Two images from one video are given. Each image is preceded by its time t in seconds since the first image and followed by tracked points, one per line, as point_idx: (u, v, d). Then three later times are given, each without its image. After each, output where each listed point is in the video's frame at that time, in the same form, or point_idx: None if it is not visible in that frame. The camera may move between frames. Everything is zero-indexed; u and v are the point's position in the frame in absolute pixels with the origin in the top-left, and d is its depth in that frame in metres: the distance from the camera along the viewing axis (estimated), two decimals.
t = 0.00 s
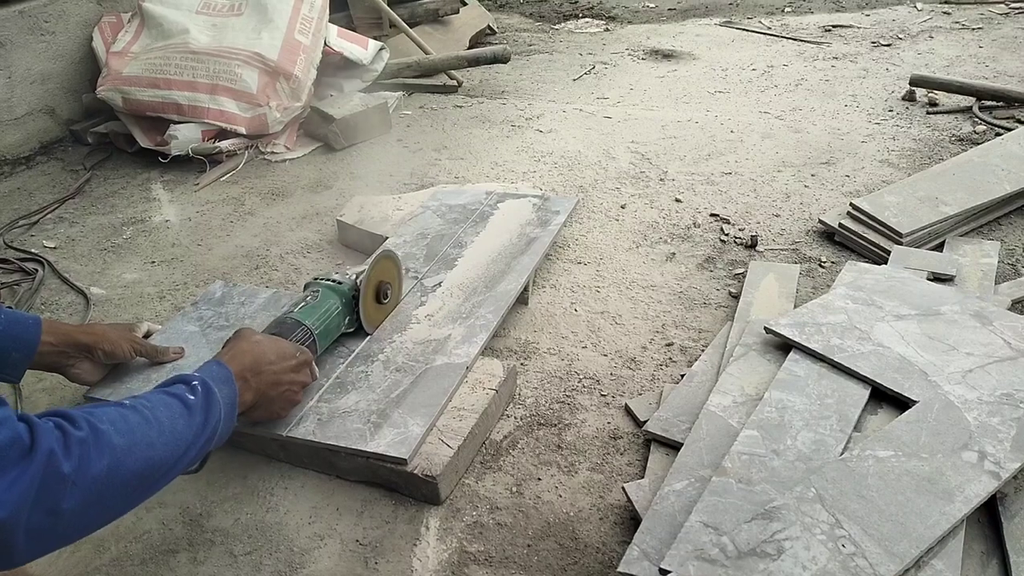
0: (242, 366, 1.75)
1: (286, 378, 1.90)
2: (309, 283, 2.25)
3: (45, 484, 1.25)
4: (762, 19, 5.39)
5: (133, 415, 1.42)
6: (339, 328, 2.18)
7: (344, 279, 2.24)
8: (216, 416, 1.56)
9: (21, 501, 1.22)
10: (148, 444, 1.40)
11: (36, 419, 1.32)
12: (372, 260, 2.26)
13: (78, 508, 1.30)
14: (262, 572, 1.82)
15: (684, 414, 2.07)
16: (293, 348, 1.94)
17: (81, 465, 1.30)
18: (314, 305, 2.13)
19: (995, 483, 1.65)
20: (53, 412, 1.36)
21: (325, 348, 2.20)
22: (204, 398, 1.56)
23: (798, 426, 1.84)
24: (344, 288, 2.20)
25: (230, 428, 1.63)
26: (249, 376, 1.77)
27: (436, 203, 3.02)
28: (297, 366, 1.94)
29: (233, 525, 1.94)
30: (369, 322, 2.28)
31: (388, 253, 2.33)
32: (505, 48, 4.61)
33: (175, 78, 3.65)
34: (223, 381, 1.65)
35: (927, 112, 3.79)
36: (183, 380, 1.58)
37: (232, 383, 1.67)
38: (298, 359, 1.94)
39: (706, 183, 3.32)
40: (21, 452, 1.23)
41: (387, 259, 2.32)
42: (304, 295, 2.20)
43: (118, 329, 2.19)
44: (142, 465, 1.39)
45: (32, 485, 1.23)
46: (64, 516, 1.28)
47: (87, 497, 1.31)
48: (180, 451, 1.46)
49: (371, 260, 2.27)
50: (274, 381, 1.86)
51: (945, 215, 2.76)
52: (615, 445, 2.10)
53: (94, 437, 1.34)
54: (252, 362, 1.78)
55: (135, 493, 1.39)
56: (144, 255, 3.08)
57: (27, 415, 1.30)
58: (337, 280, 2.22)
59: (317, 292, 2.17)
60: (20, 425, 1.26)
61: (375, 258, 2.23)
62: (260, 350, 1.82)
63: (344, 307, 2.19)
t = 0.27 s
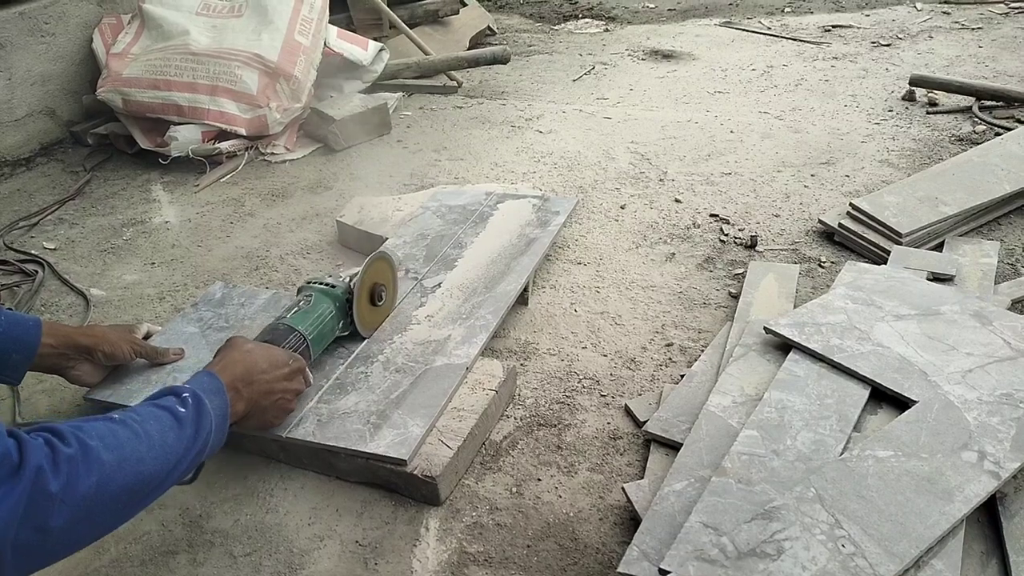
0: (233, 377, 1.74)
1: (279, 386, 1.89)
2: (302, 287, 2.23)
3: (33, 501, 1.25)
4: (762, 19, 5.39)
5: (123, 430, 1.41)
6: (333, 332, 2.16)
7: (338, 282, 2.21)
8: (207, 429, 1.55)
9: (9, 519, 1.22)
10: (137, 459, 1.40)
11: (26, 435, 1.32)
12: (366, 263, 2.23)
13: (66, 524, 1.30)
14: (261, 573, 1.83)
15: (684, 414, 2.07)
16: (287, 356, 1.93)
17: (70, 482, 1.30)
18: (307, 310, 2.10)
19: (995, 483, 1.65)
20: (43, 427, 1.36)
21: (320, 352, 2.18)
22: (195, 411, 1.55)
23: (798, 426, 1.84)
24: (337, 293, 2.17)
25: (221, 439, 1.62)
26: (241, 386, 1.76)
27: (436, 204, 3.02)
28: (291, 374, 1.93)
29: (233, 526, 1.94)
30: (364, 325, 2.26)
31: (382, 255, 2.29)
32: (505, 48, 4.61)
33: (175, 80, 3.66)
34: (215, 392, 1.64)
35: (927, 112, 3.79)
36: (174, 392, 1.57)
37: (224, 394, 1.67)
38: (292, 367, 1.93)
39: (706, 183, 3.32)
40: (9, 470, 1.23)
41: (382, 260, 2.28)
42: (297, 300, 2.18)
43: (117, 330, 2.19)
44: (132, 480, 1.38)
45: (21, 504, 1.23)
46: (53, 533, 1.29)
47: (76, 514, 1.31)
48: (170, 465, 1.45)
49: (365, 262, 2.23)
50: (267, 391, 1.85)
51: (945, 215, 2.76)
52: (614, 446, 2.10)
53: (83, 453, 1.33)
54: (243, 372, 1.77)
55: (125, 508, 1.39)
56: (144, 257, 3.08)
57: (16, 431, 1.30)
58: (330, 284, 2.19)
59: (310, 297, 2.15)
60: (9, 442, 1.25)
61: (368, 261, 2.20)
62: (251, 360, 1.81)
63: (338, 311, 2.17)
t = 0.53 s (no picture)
0: (236, 371, 1.74)
1: (283, 383, 1.89)
2: (305, 286, 2.23)
3: (36, 493, 1.25)
4: (762, 18, 5.38)
5: (127, 422, 1.41)
6: (336, 332, 2.16)
7: (341, 282, 2.21)
8: (211, 422, 1.55)
9: (12, 511, 1.22)
10: (141, 451, 1.39)
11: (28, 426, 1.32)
12: (368, 263, 2.23)
13: (70, 516, 1.30)
14: (261, 573, 1.83)
15: (684, 414, 2.07)
16: (289, 352, 1.93)
17: (73, 473, 1.30)
18: (310, 309, 2.10)
19: (995, 483, 1.65)
20: (46, 419, 1.36)
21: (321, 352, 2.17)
22: (198, 403, 1.55)
23: (798, 426, 1.84)
24: (340, 292, 2.17)
25: (225, 433, 1.62)
26: (244, 381, 1.76)
27: (436, 203, 3.02)
28: (294, 370, 1.93)
29: (233, 525, 1.94)
30: (365, 326, 2.26)
31: (386, 256, 2.29)
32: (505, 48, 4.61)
33: (175, 79, 3.65)
34: (218, 386, 1.64)
35: (927, 111, 3.79)
36: (178, 385, 1.57)
37: (227, 388, 1.66)
38: (295, 363, 1.93)
39: (706, 183, 3.32)
40: (11, 461, 1.23)
41: (384, 261, 2.28)
42: (300, 299, 2.18)
43: (117, 329, 2.19)
44: (136, 472, 1.38)
45: (23, 496, 1.23)
46: (57, 524, 1.29)
47: (79, 505, 1.31)
48: (174, 458, 1.45)
49: (367, 263, 2.23)
50: (270, 386, 1.85)
51: (945, 214, 2.76)
52: (615, 445, 2.10)
53: (87, 445, 1.33)
54: (247, 367, 1.77)
55: (129, 500, 1.39)
56: (144, 256, 3.08)
57: (18, 422, 1.29)
58: (333, 284, 2.19)
59: (313, 296, 2.15)
60: (12, 434, 1.25)
61: (371, 261, 2.20)
62: (255, 355, 1.81)
63: (340, 311, 2.17)
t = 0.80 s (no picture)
0: (232, 374, 1.74)
1: (279, 387, 1.89)
2: (302, 288, 2.23)
3: (27, 497, 1.25)
4: (761, 18, 5.38)
5: (120, 425, 1.41)
6: (333, 334, 2.16)
7: (338, 284, 2.21)
8: (205, 425, 1.55)
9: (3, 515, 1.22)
10: (134, 455, 1.40)
11: (20, 430, 1.32)
12: (365, 265, 2.22)
13: (62, 520, 1.30)
14: (262, 574, 1.83)
15: (684, 414, 2.07)
16: (286, 356, 1.93)
17: (65, 477, 1.30)
18: (306, 311, 2.10)
19: (995, 482, 1.65)
20: (38, 422, 1.36)
21: (318, 354, 2.17)
22: (193, 407, 1.55)
23: (798, 426, 1.84)
24: (337, 294, 2.17)
25: (220, 436, 1.62)
26: (240, 384, 1.76)
27: (436, 203, 3.02)
28: (290, 374, 1.93)
29: (233, 526, 1.94)
30: (363, 328, 2.25)
31: (382, 257, 2.28)
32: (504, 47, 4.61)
33: (174, 80, 3.65)
34: (213, 390, 1.64)
35: (926, 110, 3.79)
36: (172, 389, 1.57)
37: (222, 391, 1.67)
38: (292, 367, 1.93)
39: (705, 183, 3.32)
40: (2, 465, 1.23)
41: (381, 263, 2.28)
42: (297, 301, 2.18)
43: (117, 330, 2.19)
44: (128, 476, 1.38)
45: (14, 499, 1.23)
46: (48, 528, 1.29)
47: (72, 509, 1.31)
48: (167, 461, 1.45)
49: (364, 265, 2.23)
50: (266, 390, 1.85)
51: (945, 213, 2.76)
52: (615, 445, 2.10)
53: (79, 448, 1.33)
54: (243, 370, 1.77)
55: (122, 503, 1.39)
56: (144, 257, 3.08)
57: (10, 426, 1.29)
58: (330, 286, 2.18)
59: (310, 298, 2.15)
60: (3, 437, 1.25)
61: (368, 263, 2.20)
62: (251, 358, 1.81)
63: (337, 313, 2.16)
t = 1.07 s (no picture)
0: (223, 383, 1.73)
1: (271, 394, 1.88)
2: (296, 292, 2.22)
3: (13, 510, 1.25)
4: (762, 17, 5.38)
5: (108, 437, 1.41)
6: (327, 337, 2.15)
7: (331, 287, 2.20)
8: (195, 436, 1.55)
9: None
10: (122, 467, 1.40)
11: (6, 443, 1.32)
12: (359, 267, 2.21)
13: (50, 533, 1.30)
14: (263, 572, 1.83)
15: (685, 413, 2.07)
16: (278, 363, 1.92)
17: (52, 490, 1.30)
18: (299, 316, 2.09)
19: (996, 481, 1.65)
20: (25, 435, 1.36)
21: (313, 360, 2.16)
22: (182, 417, 1.55)
23: (799, 425, 1.84)
24: (331, 297, 2.16)
25: (211, 446, 1.62)
26: (231, 393, 1.74)
27: (437, 203, 3.02)
28: (282, 381, 1.92)
29: (235, 525, 1.94)
30: (360, 330, 2.24)
31: (375, 259, 2.27)
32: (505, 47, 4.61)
33: (176, 80, 3.65)
34: (204, 399, 1.64)
35: (927, 109, 3.79)
36: (162, 399, 1.57)
37: (213, 402, 1.66)
38: (283, 374, 1.92)
39: (707, 182, 3.32)
40: None
41: (375, 265, 2.26)
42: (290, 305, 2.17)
43: (118, 330, 2.19)
44: (116, 488, 1.38)
45: None
46: (36, 542, 1.29)
47: (59, 522, 1.31)
48: (156, 473, 1.45)
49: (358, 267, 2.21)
50: (258, 398, 1.84)
51: (946, 213, 2.76)
52: (616, 445, 2.10)
53: (66, 461, 1.33)
54: (234, 378, 1.76)
55: (111, 515, 1.39)
56: (145, 257, 3.08)
57: None
58: (323, 289, 2.18)
59: (303, 302, 2.14)
60: None
61: (361, 265, 2.18)
62: (242, 366, 1.80)
63: (331, 316, 2.16)
